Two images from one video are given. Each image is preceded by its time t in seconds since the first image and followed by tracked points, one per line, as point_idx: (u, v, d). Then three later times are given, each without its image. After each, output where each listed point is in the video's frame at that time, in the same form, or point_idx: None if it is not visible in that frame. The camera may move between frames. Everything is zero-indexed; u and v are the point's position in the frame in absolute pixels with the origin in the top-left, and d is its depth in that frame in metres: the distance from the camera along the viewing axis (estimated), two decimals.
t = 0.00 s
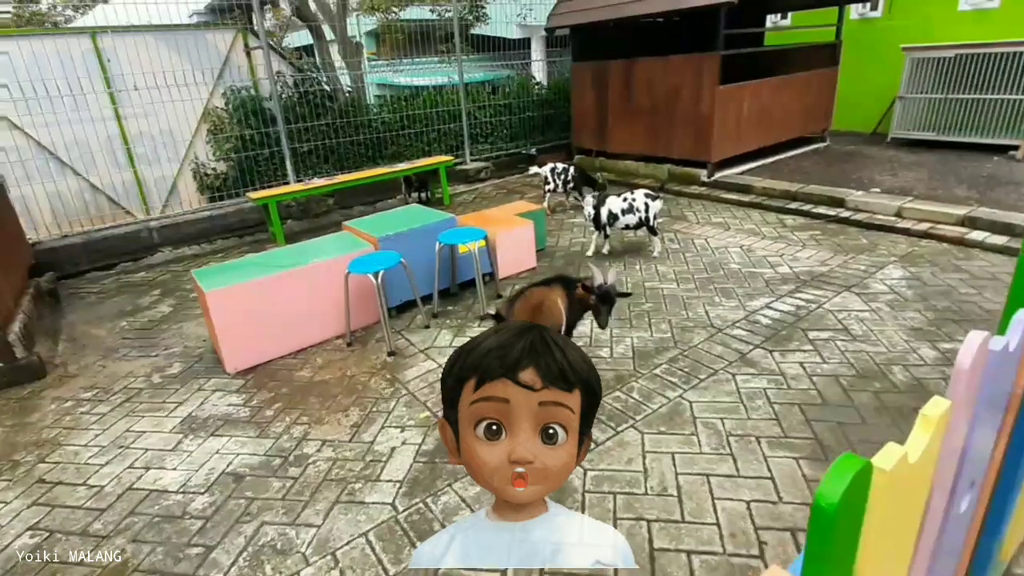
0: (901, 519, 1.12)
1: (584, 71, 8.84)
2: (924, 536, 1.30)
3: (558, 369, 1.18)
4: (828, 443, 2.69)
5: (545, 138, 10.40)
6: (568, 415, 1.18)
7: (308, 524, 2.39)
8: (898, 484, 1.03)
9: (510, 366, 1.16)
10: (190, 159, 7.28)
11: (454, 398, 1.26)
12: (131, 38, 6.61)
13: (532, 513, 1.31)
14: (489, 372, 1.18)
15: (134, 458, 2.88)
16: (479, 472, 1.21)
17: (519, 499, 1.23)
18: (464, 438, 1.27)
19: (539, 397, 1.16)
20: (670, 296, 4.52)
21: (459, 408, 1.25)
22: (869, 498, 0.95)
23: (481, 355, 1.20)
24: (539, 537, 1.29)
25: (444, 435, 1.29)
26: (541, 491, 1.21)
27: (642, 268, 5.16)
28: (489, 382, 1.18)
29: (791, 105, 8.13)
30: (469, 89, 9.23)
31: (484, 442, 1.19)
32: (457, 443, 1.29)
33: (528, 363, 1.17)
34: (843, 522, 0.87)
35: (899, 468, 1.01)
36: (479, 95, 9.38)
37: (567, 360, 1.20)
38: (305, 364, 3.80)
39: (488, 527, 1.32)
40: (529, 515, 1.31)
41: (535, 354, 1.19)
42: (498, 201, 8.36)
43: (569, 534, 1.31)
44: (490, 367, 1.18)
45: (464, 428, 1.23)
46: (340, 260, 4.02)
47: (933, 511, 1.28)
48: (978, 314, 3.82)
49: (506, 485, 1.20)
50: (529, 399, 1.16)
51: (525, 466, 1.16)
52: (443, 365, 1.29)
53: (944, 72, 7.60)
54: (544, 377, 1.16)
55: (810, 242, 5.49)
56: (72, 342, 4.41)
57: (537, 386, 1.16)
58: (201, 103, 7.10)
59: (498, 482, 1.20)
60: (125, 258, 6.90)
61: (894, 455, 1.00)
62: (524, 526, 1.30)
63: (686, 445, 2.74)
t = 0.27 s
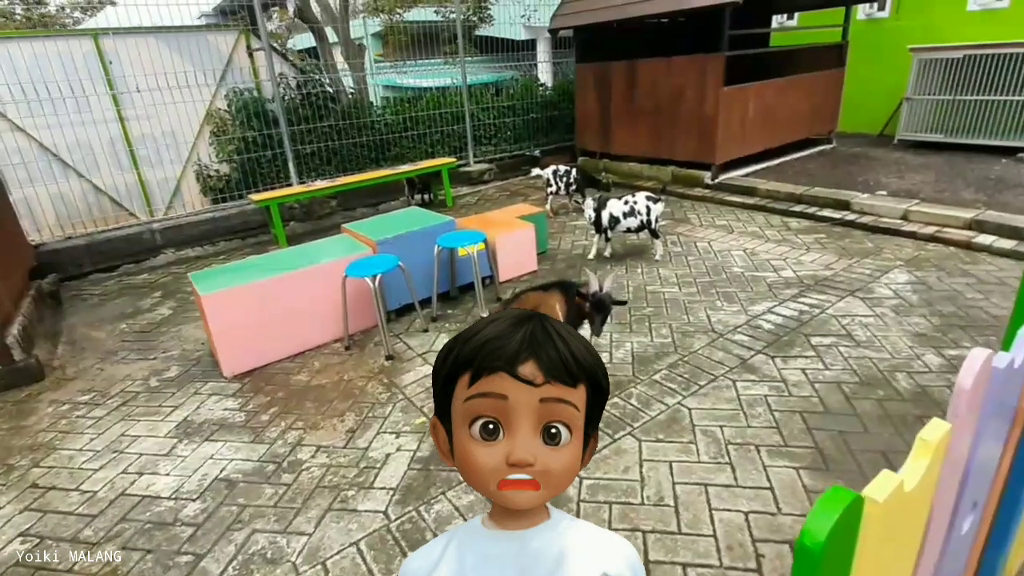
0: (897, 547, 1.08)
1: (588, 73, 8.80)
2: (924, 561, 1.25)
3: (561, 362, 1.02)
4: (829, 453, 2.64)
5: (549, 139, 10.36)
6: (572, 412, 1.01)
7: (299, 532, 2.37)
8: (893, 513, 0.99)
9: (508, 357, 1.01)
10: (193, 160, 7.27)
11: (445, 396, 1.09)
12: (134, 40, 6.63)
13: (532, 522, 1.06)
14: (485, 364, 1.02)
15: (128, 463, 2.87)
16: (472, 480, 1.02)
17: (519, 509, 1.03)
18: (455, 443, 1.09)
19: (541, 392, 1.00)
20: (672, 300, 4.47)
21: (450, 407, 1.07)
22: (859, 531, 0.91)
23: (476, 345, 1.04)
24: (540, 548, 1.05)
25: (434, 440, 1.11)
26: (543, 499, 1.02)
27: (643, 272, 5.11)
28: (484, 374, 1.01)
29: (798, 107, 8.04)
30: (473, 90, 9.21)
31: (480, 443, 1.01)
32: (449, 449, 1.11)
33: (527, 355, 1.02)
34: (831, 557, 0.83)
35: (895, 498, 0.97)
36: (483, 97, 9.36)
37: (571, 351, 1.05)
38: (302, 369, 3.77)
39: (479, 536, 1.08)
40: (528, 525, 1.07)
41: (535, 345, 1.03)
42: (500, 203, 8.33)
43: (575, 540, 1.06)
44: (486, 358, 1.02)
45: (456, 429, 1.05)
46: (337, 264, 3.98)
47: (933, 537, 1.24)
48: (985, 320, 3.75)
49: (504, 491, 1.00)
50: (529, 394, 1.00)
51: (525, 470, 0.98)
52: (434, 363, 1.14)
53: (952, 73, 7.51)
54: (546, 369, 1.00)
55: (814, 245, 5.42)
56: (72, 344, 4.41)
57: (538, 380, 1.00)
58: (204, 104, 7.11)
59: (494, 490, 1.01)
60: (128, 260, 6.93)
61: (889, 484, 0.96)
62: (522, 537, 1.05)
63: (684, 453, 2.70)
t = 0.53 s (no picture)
0: None
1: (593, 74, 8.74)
2: None
3: (560, 362, 1.03)
4: (832, 462, 2.59)
5: (554, 140, 10.31)
6: (572, 412, 1.01)
7: (291, 540, 2.34)
8: (887, 551, 0.95)
9: (508, 357, 1.01)
10: (196, 162, 7.29)
11: (446, 397, 1.09)
12: (137, 41, 6.63)
13: (532, 522, 1.08)
14: (485, 364, 1.03)
15: (122, 468, 2.87)
16: (473, 480, 1.02)
17: (519, 509, 1.04)
18: (455, 443, 1.09)
19: (541, 392, 1.01)
20: (674, 303, 4.42)
21: (451, 407, 1.08)
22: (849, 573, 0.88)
23: (476, 345, 1.04)
24: (540, 548, 1.06)
25: (435, 440, 1.11)
26: (543, 499, 1.02)
27: (646, 275, 5.06)
28: (485, 375, 1.02)
29: (804, 107, 7.95)
30: (476, 91, 9.18)
31: (480, 443, 1.01)
32: (449, 449, 1.11)
33: (527, 355, 1.02)
34: None
35: (889, 536, 0.93)
36: (487, 98, 9.33)
37: (571, 352, 1.06)
38: (300, 373, 3.75)
39: (480, 536, 1.09)
40: (528, 524, 1.08)
41: (535, 345, 1.04)
42: (503, 204, 8.29)
43: (575, 539, 1.08)
44: (486, 358, 1.03)
45: (457, 428, 1.05)
46: (336, 268, 3.94)
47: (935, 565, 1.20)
48: (993, 325, 3.68)
49: (503, 491, 1.01)
50: (529, 394, 1.00)
51: (525, 470, 0.98)
52: (433, 364, 1.14)
53: (960, 73, 7.41)
54: (546, 369, 1.01)
55: (819, 248, 5.35)
56: (72, 346, 4.42)
57: (538, 381, 1.01)
58: (207, 106, 7.14)
59: (495, 490, 1.01)
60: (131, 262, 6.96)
61: (883, 523, 0.92)
62: (522, 536, 1.07)
63: (683, 461, 2.65)
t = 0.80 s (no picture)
0: None
1: (597, 76, 8.70)
2: None
3: (560, 363, 1.05)
4: (833, 471, 2.54)
5: (557, 141, 10.27)
6: (571, 411, 1.04)
7: (283, 548, 2.33)
8: None
9: (508, 357, 1.04)
10: (200, 164, 7.34)
11: (446, 397, 1.11)
12: (139, 42, 6.63)
13: (532, 522, 1.10)
14: (486, 365, 1.05)
15: (117, 472, 2.86)
16: (473, 479, 1.04)
17: (519, 508, 1.06)
18: (455, 443, 1.11)
19: (541, 392, 1.03)
20: (675, 307, 4.37)
21: (451, 407, 1.10)
22: None
23: (476, 346, 1.06)
24: (540, 547, 1.08)
25: (435, 440, 1.13)
26: (542, 498, 1.04)
27: (647, 277, 5.02)
28: (485, 375, 1.04)
29: (810, 108, 7.88)
30: (480, 92, 9.16)
31: (480, 443, 1.03)
32: (449, 449, 1.13)
33: (527, 356, 1.05)
34: None
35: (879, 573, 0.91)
36: (491, 99, 9.30)
37: (570, 352, 1.08)
38: (298, 376, 3.73)
39: (480, 536, 1.11)
40: (528, 524, 1.10)
41: (535, 346, 1.06)
42: (506, 205, 8.26)
43: (574, 540, 1.11)
44: (487, 358, 1.05)
45: (457, 428, 1.07)
46: (334, 271, 3.91)
47: None
48: (999, 330, 3.62)
49: (504, 490, 1.03)
50: (529, 394, 1.03)
51: (525, 470, 1.00)
52: (434, 364, 1.16)
53: (968, 74, 7.33)
54: (546, 369, 1.03)
55: (824, 250, 5.29)
56: (72, 348, 4.42)
57: (538, 381, 1.03)
58: (210, 107, 7.18)
59: (495, 489, 1.03)
60: (134, 263, 6.98)
61: (872, 561, 0.90)
62: (522, 536, 1.09)
63: (682, 469, 2.61)
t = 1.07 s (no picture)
0: None
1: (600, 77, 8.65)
2: None
3: (561, 362, 1.04)
4: (834, 480, 2.50)
5: (561, 142, 10.23)
6: (572, 412, 1.03)
7: (275, 556, 2.31)
8: None
9: (508, 357, 1.03)
10: (203, 164, 7.31)
11: (446, 397, 1.11)
12: (142, 44, 6.66)
13: (532, 522, 1.10)
14: (485, 364, 1.04)
15: (112, 476, 2.86)
16: (473, 479, 1.04)
17: (519, 508, 1.06)
18: (455, 442, 1.11)
19: (541, 392, 1.02)
20: (676, 310, 4.33)
21: (451, 407, 1.09)
22: None
23: (476, 346, 1.06)
24: (540, 548, 1.08)
25: (435, 440, 1.13)
26: (542, 498, 1.04)
27: (649, 280, 4.97)
28: (485, 375, 1.03)
29: (815, 109, 7.82)
30: (483, 93, 9.13)
31: (480, 443, 1.03)
32: (449, 448, 1.13)
33: (527, 355, 1.04)
34: None
35: None
36: (494, 100, 9.26)
37: (571, 352, 1.07)
38: (296, 379, 3.72)
39: (480, 536, 1.11)
40: (528, 524, 1.10)
41: (535, 345, 1.05)
42: (509, 206, 8.23)
43: (575, 540, 1.10)
44: (486, 358, 1.04)
45: (457, 428, 1.07)
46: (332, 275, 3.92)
47: None
48: (1006, 335, 3.56)
49: (504, 490, 1.03)
50: (529, 394, 1.02)
51: (525, 470, 1.00)
52: (434, 363, 1.16)
53: (976, 75, 7.23)
54: (546, 369, 1.02)
55: (828, 253, 5.23)
56: (73, 350, 4.42)
57: (538, 381, 1.02)
58: (214, 108, 7.20)
59: (495, 489, 1.03)
60: (137, 264, 7.00)
61: None
62: (522, 536, 1.08)
63: (679, 477, 2.58)
